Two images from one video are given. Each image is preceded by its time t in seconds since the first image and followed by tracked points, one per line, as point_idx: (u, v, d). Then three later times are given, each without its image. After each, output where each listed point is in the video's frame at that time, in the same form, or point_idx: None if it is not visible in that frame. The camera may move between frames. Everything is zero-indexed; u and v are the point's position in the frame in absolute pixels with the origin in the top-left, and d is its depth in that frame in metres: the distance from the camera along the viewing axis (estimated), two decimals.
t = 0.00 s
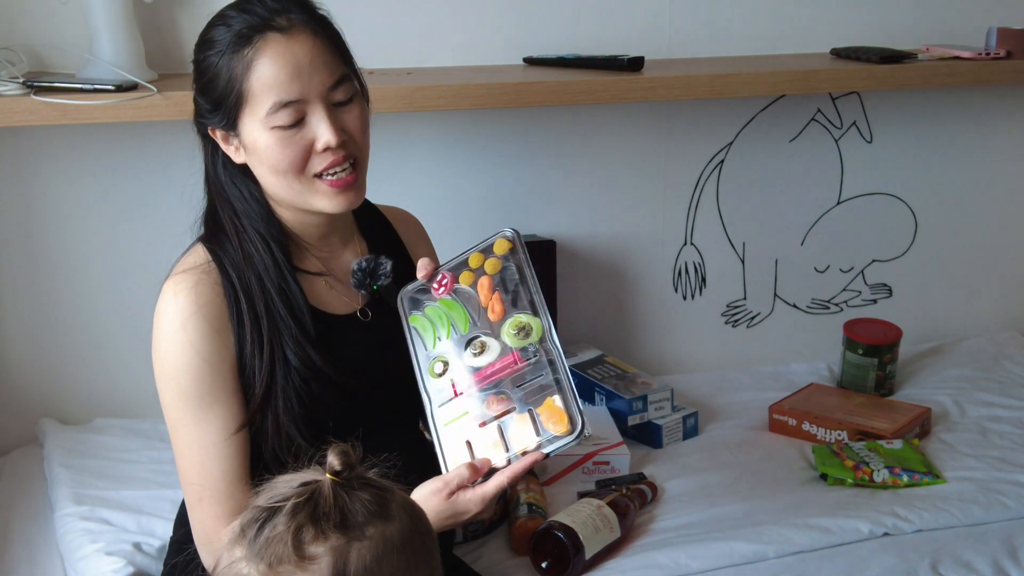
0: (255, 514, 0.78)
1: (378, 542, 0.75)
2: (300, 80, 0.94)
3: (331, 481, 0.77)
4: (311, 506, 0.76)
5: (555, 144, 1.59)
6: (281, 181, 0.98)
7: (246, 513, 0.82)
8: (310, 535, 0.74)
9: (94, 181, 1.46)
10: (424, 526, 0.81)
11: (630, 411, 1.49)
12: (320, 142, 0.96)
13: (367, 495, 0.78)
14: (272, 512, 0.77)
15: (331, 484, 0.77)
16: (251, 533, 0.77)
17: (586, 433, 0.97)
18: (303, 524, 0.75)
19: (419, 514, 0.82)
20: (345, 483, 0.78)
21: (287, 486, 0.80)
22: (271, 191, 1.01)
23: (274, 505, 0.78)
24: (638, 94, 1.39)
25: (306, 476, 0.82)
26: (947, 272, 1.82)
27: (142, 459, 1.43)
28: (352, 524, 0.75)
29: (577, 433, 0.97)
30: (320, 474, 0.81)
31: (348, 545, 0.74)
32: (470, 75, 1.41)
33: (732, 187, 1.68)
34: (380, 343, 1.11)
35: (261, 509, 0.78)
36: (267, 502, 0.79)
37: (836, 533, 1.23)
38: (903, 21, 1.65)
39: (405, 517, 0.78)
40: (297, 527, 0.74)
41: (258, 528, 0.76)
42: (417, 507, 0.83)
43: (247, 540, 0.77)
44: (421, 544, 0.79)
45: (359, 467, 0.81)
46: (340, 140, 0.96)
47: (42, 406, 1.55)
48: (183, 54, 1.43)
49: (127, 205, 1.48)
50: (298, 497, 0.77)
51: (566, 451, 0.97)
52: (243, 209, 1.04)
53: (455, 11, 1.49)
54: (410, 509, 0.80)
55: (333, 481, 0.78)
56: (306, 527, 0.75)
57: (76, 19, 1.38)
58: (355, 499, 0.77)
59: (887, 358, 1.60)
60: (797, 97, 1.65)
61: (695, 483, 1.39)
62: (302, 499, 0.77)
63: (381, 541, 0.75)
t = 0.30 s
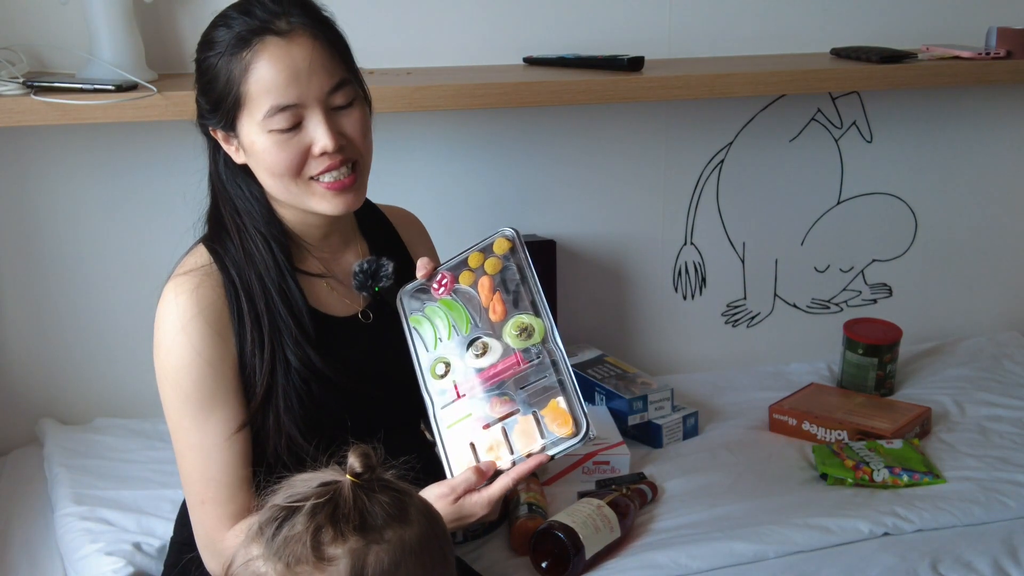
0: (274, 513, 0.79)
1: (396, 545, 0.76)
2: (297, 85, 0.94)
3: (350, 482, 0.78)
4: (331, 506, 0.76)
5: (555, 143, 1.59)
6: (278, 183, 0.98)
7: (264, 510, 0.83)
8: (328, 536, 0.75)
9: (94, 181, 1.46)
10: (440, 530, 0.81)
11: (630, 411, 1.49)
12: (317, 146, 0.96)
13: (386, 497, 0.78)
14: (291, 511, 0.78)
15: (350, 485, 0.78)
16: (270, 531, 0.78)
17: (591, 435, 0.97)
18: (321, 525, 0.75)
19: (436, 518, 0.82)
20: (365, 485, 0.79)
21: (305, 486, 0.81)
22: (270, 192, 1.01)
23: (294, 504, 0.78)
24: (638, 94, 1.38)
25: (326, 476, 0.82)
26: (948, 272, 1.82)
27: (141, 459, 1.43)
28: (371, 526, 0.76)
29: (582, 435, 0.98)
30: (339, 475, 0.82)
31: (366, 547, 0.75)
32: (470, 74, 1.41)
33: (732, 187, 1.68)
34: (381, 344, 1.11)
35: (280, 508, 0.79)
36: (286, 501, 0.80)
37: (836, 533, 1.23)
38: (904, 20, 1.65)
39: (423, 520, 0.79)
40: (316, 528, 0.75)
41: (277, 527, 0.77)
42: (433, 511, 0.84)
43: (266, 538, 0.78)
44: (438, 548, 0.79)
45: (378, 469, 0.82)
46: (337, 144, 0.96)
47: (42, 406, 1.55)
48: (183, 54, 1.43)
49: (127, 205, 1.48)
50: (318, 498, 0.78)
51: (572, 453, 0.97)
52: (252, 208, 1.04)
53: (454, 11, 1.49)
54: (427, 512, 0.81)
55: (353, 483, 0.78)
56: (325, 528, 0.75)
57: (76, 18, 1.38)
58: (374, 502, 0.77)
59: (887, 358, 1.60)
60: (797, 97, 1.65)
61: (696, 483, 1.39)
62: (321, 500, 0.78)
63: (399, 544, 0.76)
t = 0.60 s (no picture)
0: (285, 519, 0.78)
1: (408, 554, 0.76)
2: (292, 66, 0.94)
3: (362, 489, 0.77)
4: (343, 514, 0.76)
5: (556, 143, 1.59)
6: (264, 166, 0.97)
7: (275, 513, 0.82)
8: (341, 544, 0.75)
9: (94, 181, 1.46)
10: (450, 535, 0.82)
11: (630, 410, 1.49)
12: (304, 132, 0.95)
13: (398, 505, 0.78)
14: (302, 518, 0.78)
15: (363, 492, 0.78)
16: (281, 537, 0.77)
17: (603, 440, 1.00)
18: (334, 533, 0.75)
19: (446, 524, 0.82)
20: (378, 492, 0.78)
21: (317, 492, 0.80)
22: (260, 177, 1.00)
23: (305, 511, 0.78)
24: (638, 94, 1.39)
25: (336, 482, 0.82)
26: (948, 272, 1.82)
27: (142, 459, 1.43)
28: (384, 535, 0.76)
29: (595, 439, 1.00)
30: (351, 480, 0.81)
31: (378, 556, 0.75)
32: (470, 74, 1.41)
33: (732, 187, 1.68)
34: (377, 345, 1.10)
35: (291, 515, 0.78)
36: (297, 506, 0.79)
37: (836, 533, 1.23)
38: (903, 20, 1.65)
39: (434, 528, 0.79)
40: (328, 536, 0.75)
41: (288, 534, 0.77)
42: (443, 515, 0.84)
43: (276, 544, 0.77)
44: (448, 554, 0.80)
45: (390, 475, 0.82)
46: (325, 133, 0.95)
47: (42, 406, 1.55)
48: (183, 54, 1.43)
49: (127, 205, 1.48)
50: (330, 505, 0.77)
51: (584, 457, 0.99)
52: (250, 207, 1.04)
53: (454, 11, 1.49)
54: (439, 520, 0.81)
55: (366, 491, 0.78)
56: (338, 536, 0.75)
57: (76, 18, 1.38)
58: (386, 510, 0.77)
59: (887, 358, 1.60)
60: (797, 97, 1.65)
61: (696, 483, 1.39)
62: (333, 507, 0.77)
63: (412, 553, 0.76)
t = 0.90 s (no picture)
0: (295, 524, 0.79)
1: (418, 561, 0.76)
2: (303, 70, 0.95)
3: (373, 496, 0.78)
4: (352, 520, 0.76)
5: (555, 143, 1.59)
6: (268, 168, 0.97)
7: (284, 518, 0.83)
8: (349, 551, 0.75)
9: (94, 181, 1.46)
10: (459, 543, 0.82)
11: (630, 410, 1.49)
12: (311, 135, 0.95)
13: (407, 511, 0.78)
14: (311, 524, 0.78)
15: (372, 499, 0.78)
16: (290, 542, 0.78)
17: (609, 470, 1.02)
18: (343, 539, 0.75)
19: (456, 530, 0.82)
20: (388, 499, 0.78)
21: (327, 498, 0.81)
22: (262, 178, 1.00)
23: (314, 517, 0.78)
24: (638, 93, 1.38)
25: (346, 488, 0.83)
26: (948, 271, 1.82)
27: (142, 458, 1.43)
28: (393, 542, 0.76)
29: (601, 467, 1.02)
30: (362, 487, 0.82)
31: (388, 562, 0.75)
32: (470, 74, 1.41)
33: (732, 186, 1.68)
34: (372, 346, 1.10)
35: (301, 519, 0.78)
36: (306, 512, 0.80)
37: (836, 533, 1.23)
38: (904, 19, 1.65)
39: (444, 535, 0.79)
40: (337, 542, 0.75)
41: (297, 539, 0.77)
42: (453, 522, 0.83)
43: (285, 549, 0.78)
44: (458, 561, 0.79)
45: (400, 481, 0.82)
46: (331, 137, 0.95)
47: (42, 406, 1.55)
48: (183, 54, 1.42)
49: (127, 205, 1.48)
50: (340, 511, 0.77)
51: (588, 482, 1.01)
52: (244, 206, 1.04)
53: (454, 11, 1.49)
54: (448, 527, 0.81)
55: (376, 497, 0.78)
56: (346, 542, 0.75)
57: (76, 18, 1.38)
58: (396, 516, 0.77)
59: (887, 357, 1.60)
60: (797, 96, 1.65)
61: (696, 483, 1.38)
62: (343, 514, 0.77)
63: (421, 561, 0.76)
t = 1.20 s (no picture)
0: (296, 524, 0.78)
1: (419, 564, 0.76)
2: (325, 80, 0.94)
3: (375, 498, 0.77)
4: (355, 523, 0.76)
5: (555, 143, 1.59)
6: (283, 175, 0.97)
7: (286, 518, 0.82)
8: (351, 553, 0.75)
9: (95, 181, 1.46)
10: (461, 545, 0.82)
11: (630, 410, 1.49)
12: (331, 144, 0.95)
13: (410, 514, 0.78)
14: (312, 525, 0.78)
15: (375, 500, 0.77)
16: (291, 543, 0.78)
17: (605, 444, 0.95)
18: (344, 541, 0.75)
19: (457, 532, 0.82)
20: (390, 502, 0.77)
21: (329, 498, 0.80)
22: (269, 182, 0.99)
23: (316, 517, 0.78)
24: (638, 93, 1.38)
25: (349, 489, 0.82)
26: (949, 271, 1.82)
27: (142, 458, 1.43)
28: (395, 544, 0.76)
29: (597, 442, 0.95)
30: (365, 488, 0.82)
31: (389, 565, 0.75)
32: (469, 74, 1.41)
33: (732, 186, 1.68)
34: (369, 343, 1.10)
35: (302, 520, 0.78)
36: (308, 512, 0.80)
37: (836, 532, 1.23)
38: (904, 19, 1.65)
39: (445, 538, 0.79)
40: (338, 544, 0.75)
41: (299, 540, 0.77)
42: (455, 522, 0.84)
43: (287, 549, 0.78)
44: (458, 564, 0.80)
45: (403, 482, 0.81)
46: (351, 146, 0.96)
47: (42, 406, 1.55)
48: (183, 54, 1.43)
49: (127, 204, 1.48)
50: (342, 513, 0.77)
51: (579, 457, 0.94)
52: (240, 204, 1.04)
53: (454, 12, 1.49)
54: (450, 530, 0.81)
55: (379, 499, 0.77)
56: (348, 544, 0.75)
57: (76, 18, 1.38)
58: (397, 518, 0.77)
59: (888, 357, 1.60)
60: (797, 96, 1.65)
61: (697, 483, 1.38)
62: (345, 516, 0.77)
63: (422, 563, 0.76)
